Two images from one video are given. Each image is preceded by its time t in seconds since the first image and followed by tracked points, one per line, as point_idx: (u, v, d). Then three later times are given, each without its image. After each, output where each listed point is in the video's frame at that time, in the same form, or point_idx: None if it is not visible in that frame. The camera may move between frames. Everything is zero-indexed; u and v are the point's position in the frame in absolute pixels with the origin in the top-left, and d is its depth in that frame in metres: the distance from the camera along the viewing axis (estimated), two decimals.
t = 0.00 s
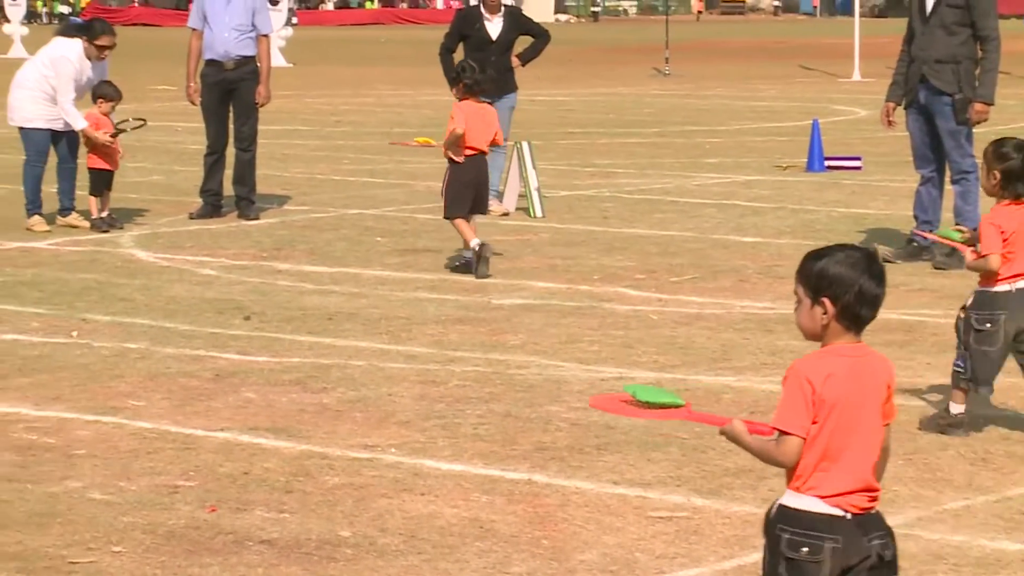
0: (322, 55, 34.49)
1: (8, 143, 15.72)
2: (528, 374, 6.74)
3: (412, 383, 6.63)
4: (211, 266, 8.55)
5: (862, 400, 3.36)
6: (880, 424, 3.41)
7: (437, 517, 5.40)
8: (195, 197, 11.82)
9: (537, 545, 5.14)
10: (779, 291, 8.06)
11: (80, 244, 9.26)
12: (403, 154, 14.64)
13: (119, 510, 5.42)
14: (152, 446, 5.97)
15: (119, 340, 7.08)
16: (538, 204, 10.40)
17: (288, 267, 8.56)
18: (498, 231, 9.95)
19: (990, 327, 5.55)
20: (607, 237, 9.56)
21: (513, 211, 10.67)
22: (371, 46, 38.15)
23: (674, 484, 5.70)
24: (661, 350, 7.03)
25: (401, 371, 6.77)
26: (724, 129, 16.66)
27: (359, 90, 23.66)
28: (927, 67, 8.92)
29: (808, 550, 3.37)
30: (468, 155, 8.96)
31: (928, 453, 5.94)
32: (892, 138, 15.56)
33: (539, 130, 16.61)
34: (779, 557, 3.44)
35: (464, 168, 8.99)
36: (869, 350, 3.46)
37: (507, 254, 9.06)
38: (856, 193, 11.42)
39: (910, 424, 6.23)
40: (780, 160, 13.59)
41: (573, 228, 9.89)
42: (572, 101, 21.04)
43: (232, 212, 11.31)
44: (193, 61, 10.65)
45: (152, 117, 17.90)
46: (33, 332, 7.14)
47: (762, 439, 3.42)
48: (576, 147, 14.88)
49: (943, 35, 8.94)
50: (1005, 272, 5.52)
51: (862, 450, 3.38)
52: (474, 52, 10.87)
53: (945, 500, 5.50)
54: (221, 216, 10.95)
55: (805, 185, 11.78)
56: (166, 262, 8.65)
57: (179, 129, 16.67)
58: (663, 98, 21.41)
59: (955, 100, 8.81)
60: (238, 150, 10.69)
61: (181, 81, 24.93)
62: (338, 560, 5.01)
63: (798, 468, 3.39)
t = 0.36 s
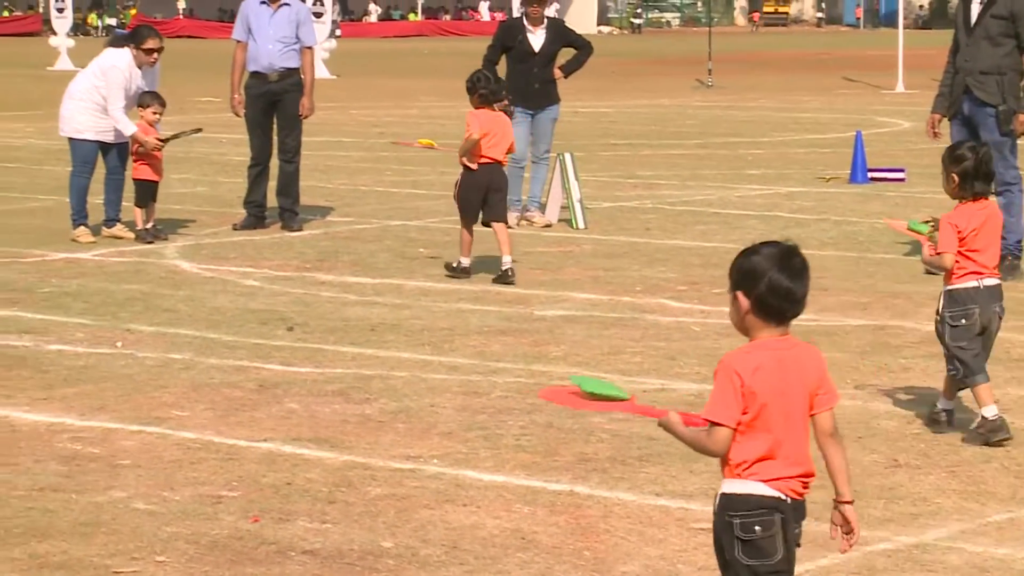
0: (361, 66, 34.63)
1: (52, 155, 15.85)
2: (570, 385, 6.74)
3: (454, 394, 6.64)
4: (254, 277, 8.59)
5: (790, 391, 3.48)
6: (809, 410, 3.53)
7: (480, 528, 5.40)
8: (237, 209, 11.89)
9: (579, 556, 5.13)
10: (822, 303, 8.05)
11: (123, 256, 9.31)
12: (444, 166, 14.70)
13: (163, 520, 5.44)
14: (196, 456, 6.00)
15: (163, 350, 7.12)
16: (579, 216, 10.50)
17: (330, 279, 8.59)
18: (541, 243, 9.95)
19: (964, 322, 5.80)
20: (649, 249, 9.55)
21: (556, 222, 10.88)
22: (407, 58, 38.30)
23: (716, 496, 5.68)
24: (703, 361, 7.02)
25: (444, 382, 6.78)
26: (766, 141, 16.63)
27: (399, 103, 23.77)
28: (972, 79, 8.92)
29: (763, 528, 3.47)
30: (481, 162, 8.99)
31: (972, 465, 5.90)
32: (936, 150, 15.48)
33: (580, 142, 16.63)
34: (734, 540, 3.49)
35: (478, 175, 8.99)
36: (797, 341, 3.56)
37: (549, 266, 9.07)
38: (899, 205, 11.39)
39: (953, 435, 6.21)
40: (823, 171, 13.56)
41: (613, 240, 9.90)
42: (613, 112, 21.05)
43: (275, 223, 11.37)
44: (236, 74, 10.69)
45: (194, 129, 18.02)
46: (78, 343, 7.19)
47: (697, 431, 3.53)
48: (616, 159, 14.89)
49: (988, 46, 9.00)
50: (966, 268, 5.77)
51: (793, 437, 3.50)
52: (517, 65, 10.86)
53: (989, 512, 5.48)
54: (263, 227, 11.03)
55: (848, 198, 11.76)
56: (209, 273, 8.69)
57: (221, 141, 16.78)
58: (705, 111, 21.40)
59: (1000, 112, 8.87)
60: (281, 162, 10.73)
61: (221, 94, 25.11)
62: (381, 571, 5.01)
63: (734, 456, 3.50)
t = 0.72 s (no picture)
0: (386, 72, 34.70)
1: (81, 160, 15.93)
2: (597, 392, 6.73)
3: (482, 402, 6.65)
4: (281, 283, 8.61)
5: (709, 371, 3.54)
6: (729, 391, 3.58)
7: (507, 535, 5.39)
8: (265, 215, 11.92)
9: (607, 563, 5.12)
10: (851, 309, 8.04)
11: (152, 261, 9.33)
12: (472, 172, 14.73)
13: (191, 526, 5.44)
14: (224, 462, 6.00)
15: (191, 356, 7.13)
16: (607, 222, 10.45)
17: (358, 285, 8.60)
18: (568, 250, 9.94)
19: (911, 318, 5.96)
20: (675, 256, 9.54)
21: (583, 228, 10.99)
22: (432, 64, 38.37)
23: (744, 503, 5.67)
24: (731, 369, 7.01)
25: (471, 388, 6.78)
26: (796, 147, 16.61)
27: (427, 109, 23.82)
28: (1000, 85, 8.94)
29: (670, 510, 3.46)
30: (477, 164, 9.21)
31: (1001, 472, 5.88)
32: (967, 157, 15.43)
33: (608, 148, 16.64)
34: (640, 520, 3.49)
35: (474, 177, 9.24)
36: (715, 325, 3.63)
37: (576, 272, 9.06)
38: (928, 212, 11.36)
39: (983, 442, 6.17)
40: (853, 178, 13.54)
41: (640, 246, 9.89)
42: (642, 119, 21.05)
43: (302, 230, 11.42)
44: (265, 80, 10.72)
45: (223, 135, 18.10)
46: (107, 348, 7.21)
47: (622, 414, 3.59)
48: (642, 165, 14.89)
49: (1016, 52, 8.94)
50: (932, 268, 5.94)
51: (713, 417, 3.55)
52: (545, 71, 10.84)
53: (1019, 520, 5.46)
54: (291, 233, 11.09)
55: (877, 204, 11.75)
56: (238, 279, 8.71)
57: (250, 146, 16.85)
58: (734, 117, 21.37)
59: None
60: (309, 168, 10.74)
61: (249, 100, 25.21)
62: None
63: (656, 437, 3.54)
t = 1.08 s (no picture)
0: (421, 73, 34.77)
1: (121, 162, 16.06)
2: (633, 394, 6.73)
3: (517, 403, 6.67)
4: (319, 284, 8.65)
5: (618, 361, 3.67)
6: (635, 379, 3.72)
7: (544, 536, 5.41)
8: (303, 217, 11.97)
9: (643, 564, 5.12)
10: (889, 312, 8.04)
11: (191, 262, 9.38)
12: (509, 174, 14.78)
13: (230, 526, 5.47)
14: (262, 462, 6.03)
15: (229, 357, 7.17)
16: (644, 222, 10.45)
17: (395, 286, 8.62)
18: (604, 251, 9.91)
19: (885, 313, 6.03)
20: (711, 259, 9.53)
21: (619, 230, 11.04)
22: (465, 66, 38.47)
23: (781, 505, 5.67)
24: (768, 371, 7.02)
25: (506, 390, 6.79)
26: (834, 148, 16.59)
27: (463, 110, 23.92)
28: None
29: (580, 490, 3.63)
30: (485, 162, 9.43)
31: None
32: (1006, 159, 15.38)
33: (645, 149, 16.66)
34: (551, 497, 3.67)
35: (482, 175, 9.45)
36: (623, 316, 3.76)
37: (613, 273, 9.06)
38: (967, 214, 11.34)
39: (1022, 445, 6.15)
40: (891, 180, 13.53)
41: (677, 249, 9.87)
42: (679, 121, 21.02)
43: (339, 230, 11.52)
44: (302, 82, 10.78)
45: (261, 137, 18.18)
46: (145, 349, 7.26)
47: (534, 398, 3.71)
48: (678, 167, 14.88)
49: None
50: (893, 261, 6.03)
51: (622, 404, 3.68)
52: (581, 73, 10.88)
53: None
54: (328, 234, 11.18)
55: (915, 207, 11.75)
56: (275, 281, 8.74)
57: (287, 148, 16.95)
58: (772, 118, 21.35)
59: None
60: (346, 169, 10.82)
61: (288, 101, 25.36)
62: None
63: (567, 421, 3.67)
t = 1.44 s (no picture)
0: (466, 72, 34.86)
1: (174, 160, 16.18)
2: (686, 394, 6.72)
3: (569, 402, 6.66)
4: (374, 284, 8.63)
5: (566, 355, 3.95)
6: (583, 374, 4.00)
7: (595, 536, 5.38)
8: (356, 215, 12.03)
9: (696, 565, 5.08)
10: (944, 313, 8.02)
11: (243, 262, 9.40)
12: (560, 173, 14.85)
13: (281, 524, 5.46)
14: (314, 461, 6.03)
15: (280, 356, 7.18)
16: (696, 222, 10.46)
17: (446, 285, 8.64)
18: (655, 251, 9.91)
19: (873, 302, 6.27)
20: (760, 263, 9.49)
21: (671, 229, 11.01)
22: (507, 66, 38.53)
23: (835, 506, 5.63)
24: (822, 371, 7.00)
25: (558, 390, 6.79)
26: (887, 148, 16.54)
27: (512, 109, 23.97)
28: None
29: (530, 482, 3.89)
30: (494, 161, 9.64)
31: None
32: None
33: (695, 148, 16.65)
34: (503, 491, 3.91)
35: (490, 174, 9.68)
36: (574, 314, 4.04)
37: (665, 273, 9.05)
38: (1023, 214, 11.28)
39: None
40: (945, 180, 13.52)
41: (730, 249, 9.86)
42: (730, 120, 20.93)
43: (391, 229, 11.55)
44: (354, 81, 10.83)
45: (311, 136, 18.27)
46: (197, 348, 7.27)
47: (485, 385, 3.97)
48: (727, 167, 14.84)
49: None
50: (884, 251, 6.27)
51: (568, 397, 3.95)
52: (633, 72, 10.86)
53: None
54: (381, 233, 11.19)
55: (969, 207, 11.73)
56: (327, 280, 8.77)
57: (337, 146, 17.06)
58: (824, 117, 21.25)
59: None
60: (398, 168, 10.86)
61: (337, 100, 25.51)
62: None
63: (515, 409, 3.93)
